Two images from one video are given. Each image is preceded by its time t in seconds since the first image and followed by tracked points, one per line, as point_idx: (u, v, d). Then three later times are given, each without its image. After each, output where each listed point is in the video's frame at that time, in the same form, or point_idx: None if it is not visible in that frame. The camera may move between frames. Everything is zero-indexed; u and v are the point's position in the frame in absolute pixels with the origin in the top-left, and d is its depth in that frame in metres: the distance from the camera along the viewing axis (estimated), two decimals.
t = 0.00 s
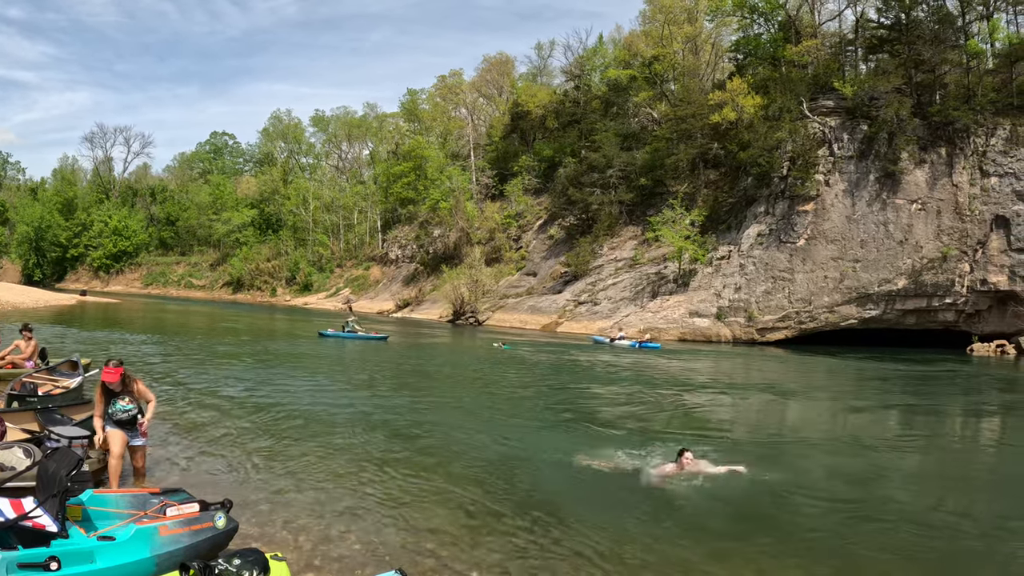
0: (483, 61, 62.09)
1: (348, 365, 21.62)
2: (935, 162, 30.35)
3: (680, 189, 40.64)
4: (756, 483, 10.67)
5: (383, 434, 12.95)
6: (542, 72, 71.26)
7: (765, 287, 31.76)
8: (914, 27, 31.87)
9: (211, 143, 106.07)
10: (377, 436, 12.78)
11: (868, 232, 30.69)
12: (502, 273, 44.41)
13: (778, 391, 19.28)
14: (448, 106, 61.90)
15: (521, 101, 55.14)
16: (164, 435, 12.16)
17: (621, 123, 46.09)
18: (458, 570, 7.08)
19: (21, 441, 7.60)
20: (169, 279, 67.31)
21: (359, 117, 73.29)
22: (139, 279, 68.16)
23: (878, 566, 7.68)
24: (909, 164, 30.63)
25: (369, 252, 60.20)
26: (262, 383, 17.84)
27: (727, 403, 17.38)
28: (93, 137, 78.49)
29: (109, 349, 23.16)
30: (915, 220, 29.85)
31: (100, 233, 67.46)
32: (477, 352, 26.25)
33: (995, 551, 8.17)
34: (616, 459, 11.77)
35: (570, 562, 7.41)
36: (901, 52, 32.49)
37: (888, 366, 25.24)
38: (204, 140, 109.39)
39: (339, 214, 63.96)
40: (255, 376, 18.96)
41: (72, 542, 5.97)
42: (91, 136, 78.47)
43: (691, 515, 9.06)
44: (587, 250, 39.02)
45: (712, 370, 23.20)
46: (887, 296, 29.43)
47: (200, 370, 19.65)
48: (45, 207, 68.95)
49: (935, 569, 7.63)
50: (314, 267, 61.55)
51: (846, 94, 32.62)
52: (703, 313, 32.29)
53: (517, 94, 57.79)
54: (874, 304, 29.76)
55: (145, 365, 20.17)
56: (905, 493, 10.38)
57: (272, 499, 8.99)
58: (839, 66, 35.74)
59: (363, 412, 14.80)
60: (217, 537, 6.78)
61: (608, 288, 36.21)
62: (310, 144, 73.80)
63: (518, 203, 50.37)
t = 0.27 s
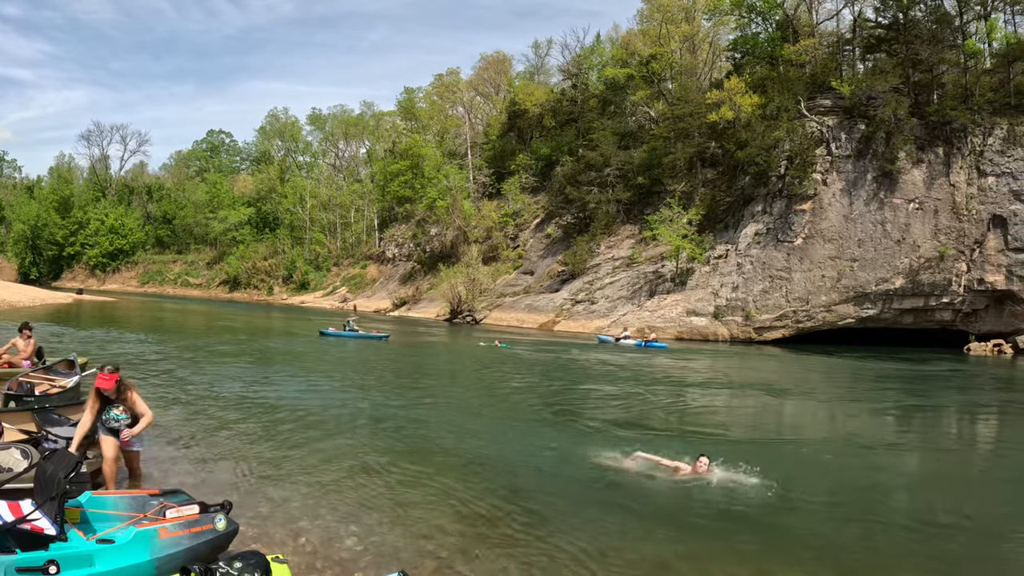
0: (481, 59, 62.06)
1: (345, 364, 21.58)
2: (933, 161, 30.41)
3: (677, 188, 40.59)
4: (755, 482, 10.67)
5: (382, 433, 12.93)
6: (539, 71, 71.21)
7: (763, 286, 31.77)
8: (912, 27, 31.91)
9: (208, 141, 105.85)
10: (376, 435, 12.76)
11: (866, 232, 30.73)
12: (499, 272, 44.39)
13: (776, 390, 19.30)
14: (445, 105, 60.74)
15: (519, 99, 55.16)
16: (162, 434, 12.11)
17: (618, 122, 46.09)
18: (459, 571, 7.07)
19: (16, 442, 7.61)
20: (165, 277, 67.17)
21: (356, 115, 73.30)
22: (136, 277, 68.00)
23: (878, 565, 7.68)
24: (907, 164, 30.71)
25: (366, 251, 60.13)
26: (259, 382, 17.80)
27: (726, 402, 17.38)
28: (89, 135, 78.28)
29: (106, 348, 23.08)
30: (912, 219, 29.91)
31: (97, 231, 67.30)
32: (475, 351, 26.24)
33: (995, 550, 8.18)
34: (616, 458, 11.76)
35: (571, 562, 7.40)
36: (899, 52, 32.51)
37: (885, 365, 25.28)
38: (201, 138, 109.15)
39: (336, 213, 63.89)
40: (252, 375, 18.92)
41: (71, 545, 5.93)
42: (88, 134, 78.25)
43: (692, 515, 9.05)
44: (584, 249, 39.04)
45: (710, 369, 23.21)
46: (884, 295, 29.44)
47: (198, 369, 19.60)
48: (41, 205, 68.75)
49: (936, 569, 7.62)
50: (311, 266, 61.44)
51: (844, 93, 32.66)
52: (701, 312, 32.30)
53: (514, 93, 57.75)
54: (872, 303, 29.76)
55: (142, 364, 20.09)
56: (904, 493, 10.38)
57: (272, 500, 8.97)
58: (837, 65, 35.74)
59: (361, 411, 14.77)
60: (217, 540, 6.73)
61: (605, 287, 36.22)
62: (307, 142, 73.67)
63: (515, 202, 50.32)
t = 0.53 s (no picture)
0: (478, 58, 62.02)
1: (343, 363, 21.54)
2: (931, 160, 30.52)
3: (674, 187, 40.61)
4: (756, 482, 10.66)
5: (381, 432, 12.92)
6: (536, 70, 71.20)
7: (761, 284, 31.79)
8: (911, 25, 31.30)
9: (204, 140, 105.63)
10: (374, 434, 12.76)
11: (863, 230, 30.79)
12: (496, 270, 44.37)
13: (775, 389, 19.32)
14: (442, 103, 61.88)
15: (516, 98, 55.15)
16: (160, 434, 12.09)
17: (616, 121, 46.11)
18: (460, 569, 7.07)
19: (12, 442, 7.62)
20: (162, 276, 67.04)
21: (353, 114, 73.34)
22: (133, 276, 67.86)
23: (880, 563, 7.69)
24: (904, 163, 30.83)
25: (363, 250, 60.07)
26: (257, 382, 17.78)
27: (724, 401, 17.39)
28: (86, 134, 78.04)
29: (103, 347, 23.00)
30: (910, 218, 29.98)
31: (93, 230, 67.11)
32: (473, 350, 26.23)
33: (996, 547, 8.19)
34: (616, 457, 11.75)
35: (573, 560, 7.40)
36: (896, 52, 32.43)
37: (883, 363, 25.34)
38: (198, 137, 108.87)
39: (334, 211, 63.85)
40: (250, 374, 18.88)
41: (72, 546, 5.92)
42: (84, 132, 78.01)
43: (693, 513, 9.04)
44: (581, 248, 39.03)
45: (708, 368, 23.24)
46: (882, 294, 29.46)
47: (196, 368, 19.58)
48: (38, 204, 68.57)
49: (938, 566, 7.62)
50: (308, 265, 61.34)
51: (842, 92, 32.68)
52: (698, 310, 32.30)
53: (511, 92, 57.70)
54: (869, 302, 29.78)
55: (139, 363, 20.02)
56: (905, 491, 10.39)
57: (272, 499, 8.96)
58: (834, 64, 35.78)
59: (360, 410, 14.75)
60: (219, 540, 6.70)
61: (603, 286, 36.22)
62: (304, 141, 73.48)
63: (512, 201, 50.28)
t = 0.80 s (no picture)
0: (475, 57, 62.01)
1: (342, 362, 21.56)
2: (928, 159, 30.65)
3: (672, 186, 40.63)
4: (755, 480, 10.69)
5: (379, 431, 12.94)
6: (534, 69, 71.22)
7: (758, 283, 31.85)
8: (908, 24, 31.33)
9: (201, 139, 105.51)
10: (373, 433, 12.78)
11: (861, 229, 30.87)
12: (494, 270, 44.39)
13: (773, 388, 19.35)
14: (439, 102, 61.81)
15: (513, 97, 55.15)
16: (159, 433, 12.09)
17: (613, 120, 46.15)
18: (461, 567, 7.09)
19: (11, 441, 7.65)
20: (160, 276, 66.96)
21: (350, 113, 73.32)
22: (130, 275, 67.79)
23: (878, 560, 7.73)
24: (901, 162, 30.95)
25: (361, 249, 60.04)
26: (256, 381, 17.79)
27: (722, 399, 17.44)
28: (83, 133, 77.93)
29: (102, 347, 22.98)
30: (908, 216, 30.06)
31: (90, 229, 67.00)
32: (471, 349, 26.26)
33: (993, 545, 8.24)
34: (616, 456, 11.78)
35: (573, 559, 7.43)
36: (893, 51, 32.49)
37: (880, 362, 25.40)
38: (195, 136, 108.70)
39: (331, 211, 63.80)
40: (250, 373, 18.89)
41: (72, 544, 5.94)
42: (82, 132, 77.91)
43: (693, 511, 9.07)
44: (579, 247, 39.08)
45: (706, 367, 23.30)
46: (880, 292, 29.46)
47: (194, 367, 19.58)
48: (35, 204, 68.46)
49: (938, 564, 7.63)
50: (306, 264, 61.30)
51: (839, 91, 32.76)
52: (696, 309, 32.34)
53: (509, 91, 57.74)
54: (867, 301, 29.75)
55: (138, 363, 20.01)
56: (903, 489, 10.42)
57: (271, 498, 8.97)
58: (832, 63, 35.83)
59: (360, 409, 14.77)
60: (219, 538, 6.77)
61: (600, 285, 36.27)
62: (302, 140, 73.37)
63: (510, 200, 50.27)
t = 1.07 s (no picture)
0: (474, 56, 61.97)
1: (341, 362, 21.54)
2: (927, 157, 30.64)
3: (671, 184, 40.59)
4: (755, 478, 10.68)
5: (378, 430, 12.91)
6: (533, 68, 71.18)
7: (757, 282, 31.86)
8: (906, 24, 32.20)
9: (200, 139, 105.49)
10: (372, 432, 12.75)
11: (860, 227, 30.85)
12: (493, 269, 44.40)
13: (772, 386, 19.36)
14: (437, 102, 62.04)
15: (512, 96, 55.14)
16: (158, 432, 12.06)
17: (612, 119, 46.15)
18: (459, 566, 7.08)
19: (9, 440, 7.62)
20: (159, 276, 66.94)
21: (349, 112, 73.28)
22: (129, 275, 67.77)
23: (877, 558, 7.71)
24: (900, 160, 30.93)
25: (360, 248, 60.01)
26: (255, 380, 17.76)
27: (721, 398, 17.42)
28: (82, 133, 77.89)
29: (101, 347, 22.95)
30: (906, 215, 30.06)
31: (89, 230, 66.94)
32: (471, 348, 26.23)
33: (993, 543, 8.23)
34: (615, 455, 11.75)
35: (573, 557, 7.41)
36: (892, 49, 33.00)
37: (879, 360, 25.39)
38: (194, 136, 108.63)
39: (330, 210, 63.77)
40: (248, 373, 18.87)
41: (68, 543, 5.89)
42: (81, 132, 77.86)
43: (692, 511, 9.04)
44: (578, 246, 39.05)
45: (705, 365, 23.29)
46: (878, 291, 29.47)
47: (193, 367, 19.55)
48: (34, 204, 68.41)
49: (938, 564, 7.60)
50: (305, 264, 61.25)
51: (838, 90, 32.71)
52: (695, 308, 32.31)
53: (508, 90, 57.68)
54: (866, 299, 29.77)
55: (137, 363, 20.00)
56: (903, 488, 10.40)
57: (270, 497, 8.95)
58: (831, 61, 35.81)
59: (358, 409, 14.75)
60: (216, 538, 6.74)
61: (600, 284, 36.26)
62: (300, 140, 73.30)
63: (509, 199, 50.23)
